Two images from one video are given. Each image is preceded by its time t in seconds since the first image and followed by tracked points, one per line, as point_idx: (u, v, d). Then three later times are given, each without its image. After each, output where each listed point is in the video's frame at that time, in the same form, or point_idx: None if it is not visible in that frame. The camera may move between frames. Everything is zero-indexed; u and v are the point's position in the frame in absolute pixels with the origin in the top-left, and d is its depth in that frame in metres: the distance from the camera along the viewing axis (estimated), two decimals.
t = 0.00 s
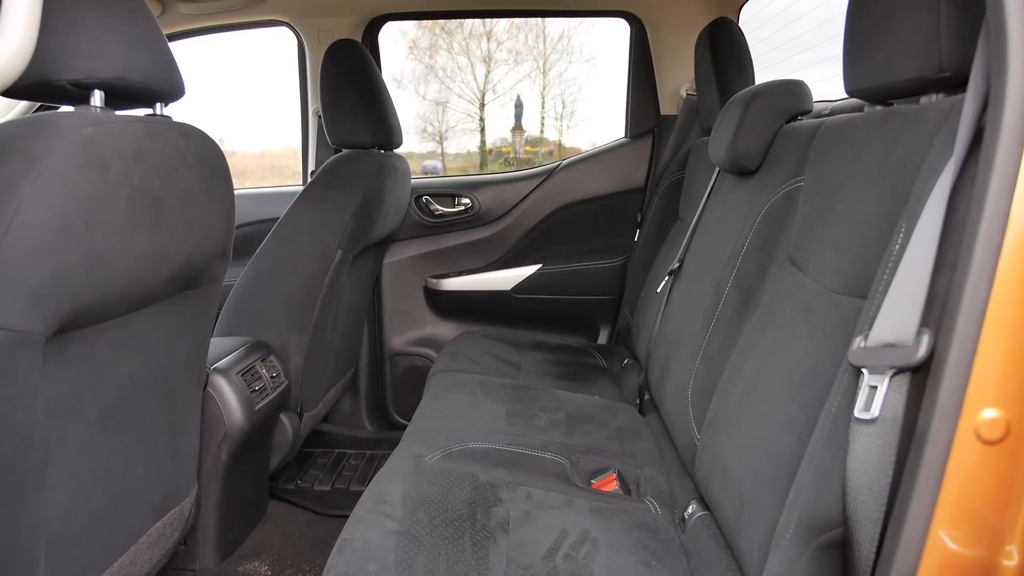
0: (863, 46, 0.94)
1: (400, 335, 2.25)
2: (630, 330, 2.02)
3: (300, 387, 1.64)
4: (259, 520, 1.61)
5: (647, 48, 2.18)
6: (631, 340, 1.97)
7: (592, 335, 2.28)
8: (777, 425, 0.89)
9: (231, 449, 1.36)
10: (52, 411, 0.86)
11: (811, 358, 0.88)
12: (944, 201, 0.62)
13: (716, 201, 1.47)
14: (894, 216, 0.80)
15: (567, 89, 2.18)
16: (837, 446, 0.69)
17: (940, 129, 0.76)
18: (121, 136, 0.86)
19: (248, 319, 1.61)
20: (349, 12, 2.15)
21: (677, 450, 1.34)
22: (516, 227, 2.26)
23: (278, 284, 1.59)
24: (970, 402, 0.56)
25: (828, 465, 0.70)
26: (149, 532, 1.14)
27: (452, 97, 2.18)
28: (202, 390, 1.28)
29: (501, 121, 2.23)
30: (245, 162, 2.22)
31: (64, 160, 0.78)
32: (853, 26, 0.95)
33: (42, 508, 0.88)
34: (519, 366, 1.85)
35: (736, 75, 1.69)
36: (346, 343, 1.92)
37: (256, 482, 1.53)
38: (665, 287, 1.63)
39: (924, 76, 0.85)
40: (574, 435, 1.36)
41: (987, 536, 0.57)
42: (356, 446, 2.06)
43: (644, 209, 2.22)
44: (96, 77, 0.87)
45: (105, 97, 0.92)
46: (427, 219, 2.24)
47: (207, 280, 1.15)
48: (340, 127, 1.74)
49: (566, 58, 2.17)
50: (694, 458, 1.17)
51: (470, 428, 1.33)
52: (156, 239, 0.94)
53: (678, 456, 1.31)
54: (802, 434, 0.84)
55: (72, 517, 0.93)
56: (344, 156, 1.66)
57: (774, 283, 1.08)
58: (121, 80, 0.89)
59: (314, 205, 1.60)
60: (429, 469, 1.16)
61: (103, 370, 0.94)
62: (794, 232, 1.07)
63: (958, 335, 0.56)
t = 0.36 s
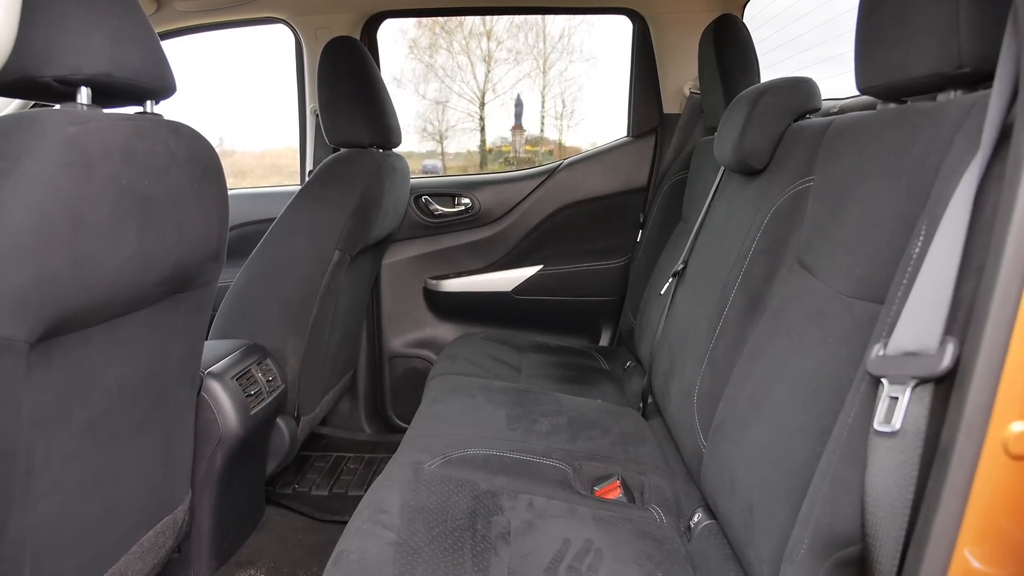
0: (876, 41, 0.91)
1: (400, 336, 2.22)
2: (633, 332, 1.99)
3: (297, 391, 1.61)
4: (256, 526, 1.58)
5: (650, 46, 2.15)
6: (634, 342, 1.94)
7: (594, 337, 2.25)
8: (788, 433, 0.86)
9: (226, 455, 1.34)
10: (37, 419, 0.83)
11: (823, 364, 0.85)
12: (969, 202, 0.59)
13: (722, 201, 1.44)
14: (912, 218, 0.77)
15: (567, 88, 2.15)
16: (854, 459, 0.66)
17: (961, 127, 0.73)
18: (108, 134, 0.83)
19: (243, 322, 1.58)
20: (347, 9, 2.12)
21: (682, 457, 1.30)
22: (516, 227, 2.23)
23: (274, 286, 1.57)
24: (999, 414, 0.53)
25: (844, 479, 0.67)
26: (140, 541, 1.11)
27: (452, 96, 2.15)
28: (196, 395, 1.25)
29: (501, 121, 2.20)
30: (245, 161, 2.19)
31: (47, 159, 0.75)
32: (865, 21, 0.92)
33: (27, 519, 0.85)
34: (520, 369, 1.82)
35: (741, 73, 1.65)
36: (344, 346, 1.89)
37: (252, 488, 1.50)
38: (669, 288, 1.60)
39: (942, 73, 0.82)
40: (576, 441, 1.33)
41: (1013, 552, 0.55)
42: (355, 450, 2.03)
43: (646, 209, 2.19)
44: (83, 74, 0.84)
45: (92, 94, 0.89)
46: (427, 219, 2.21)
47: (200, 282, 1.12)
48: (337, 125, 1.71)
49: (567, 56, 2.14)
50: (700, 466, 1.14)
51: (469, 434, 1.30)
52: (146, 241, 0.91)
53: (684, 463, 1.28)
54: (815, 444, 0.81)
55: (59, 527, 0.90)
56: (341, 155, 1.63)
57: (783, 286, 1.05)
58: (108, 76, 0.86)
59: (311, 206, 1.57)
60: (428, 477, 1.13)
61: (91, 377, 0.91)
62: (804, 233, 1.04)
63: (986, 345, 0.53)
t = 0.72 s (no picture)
0: (891, 37, 0.88)
1: (399, 338, 2.19)
2: (635, 334, 1.96)
3: (294, 394, 1.58)
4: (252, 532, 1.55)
5: (652, 44, 2.12)
6: (637, 344, 1.92)
7: (596, 339, 2.22)
8: (799, 442, 0.84)
9: (221, 462, 1.31)
10: (22, 428, 0.80)
11: (835, 370, 0.82)
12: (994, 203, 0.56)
13: (727, 201, 1.41)
14: (930, 219, 0.74)
15: (567, 87, 2.12)
16: (871, 471, 0.63)
17: (982, 125, 0.70)
18: (95, 133, 0.80)
19: (240, 324, 1.56)
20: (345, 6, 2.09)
21: (687, 463, 1.28)
22: (517, 227, 2.20)
23: (271, 287, 1.54)
24: None
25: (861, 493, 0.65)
26: (132, 550, 1.08)
27: (452, 95, 2.12)
28: (190, 399, 1.22)
29: (501, 120, 2.17)
30: (245, 161, 2.17)
31: (30, 159, 0.73)
32: (879, 16, 0.89)
33: (12, 531, 0.82)
34: (521, 372, 1.79)
35: (746, 71, 1.62)
36: (343, 348, 1.86)
37: (249, 493, 1.47)
38: (673, 290, 1.57)
39: (960, 69, 0.79)
40: (579, 446, 1.30)
41: None
42: (354, 453, 2.01)
43: (649, 209, 2.16)
44: (68, 70, 0.81)
45: (79, 92, 0.86)
46: (426, 219, 2.19)
47: (193, 285, 1.09)
48: (335, 124, 1.68)
49: (567, 56, 2.10)
50: (706, 473, 1.11)
51: (469, 439, 1.27)
52: (136, 243, 0.88)
53: (689, 469, 1.26)
54: (828, 453, 0.78)
55: (45, 538, 0.88)
56: (339, 155, 1.60)
57: (792, 288, 1.03)
58: (96, 73, 0.83)
59: (308, 206, 1.55)
60: (427, 484, 1.10)
61: (79, 383, 0.89)
62: (814, 234, 1.02)
63: (1014, 354, 0.51)
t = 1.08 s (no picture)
0: (906, 31, 0.86)
1: (398, 339, 2.17)
2: (638, 335, 1.93)
3: (291, 397, 1.56)
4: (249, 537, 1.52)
5: (655, 41, 2.10)
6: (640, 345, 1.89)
7: (598, 340, 2.19)
8: (811, 450, 0.81)
9: (216, 467, 1.28)
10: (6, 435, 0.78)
11: (849, 376, 0.79)
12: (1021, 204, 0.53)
13: (733, 201, 1.38)
14: (949, 219, 0.72)
15: (568, 86, 2.09)
16: (890, 483, 0.61)
17: (1004, 122, 0.67)
18: (81, 131, 0.78)
19: (236, 325, 1.53)
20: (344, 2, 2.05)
21: (692, 468, 1.25)
22: (518, 227, 2.17)
23: (267, 288, 1.51)
24: None
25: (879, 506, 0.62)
26: (124, 559, 1.06)
27: (452, 94, 2.10)
28: (184, 404, 1.19)
29: (501, 118, 2.14)
30: (245, 160, 2.14)
31: (13, 157, 0.70)
32: (893, 9, 0.87)
33: None
34: (522, 374, 1.77)
35: (752, 68, 1.59)
36: (341, 349, 1.83)
37: (245, 498, 1.45)
38: (677, 291, 1.54)
39: (979, 64, 0.76)
40: (582, 451, 1.28)
41: None
42: (352, 456, 1.98)
43: (652, 208, 2.13)
44: (55, 65, 0.79)
45: (66, 88, 0.84)
46: (426, 219, 2.16)
47: (187, 287, 1.07)
48: (333, 123, 1.65)
49: (567, 55, 2.07)
50: (713, 479, 1.09)
51: (470, 444, 1.25)
52: (126, 244, 0.85)
53: (694, 475, 1.23)
54: (841, 463, 0.75)
55: (32, 549, 0.85)
56: (337, 153, 1.58)
57: (801, 291, 1.00)
58: (83, 68, 0.81)
59: (306, 205, 1.52)
60: (427, 491, 1.07)
61: (67, 389, 0.86)
62: (824, 235, 0.99)
63: None
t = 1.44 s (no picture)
0: (923, 25, 0.83)
1: (397, 340, 2.14)
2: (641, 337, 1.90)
3: (288, 400, 1.53)
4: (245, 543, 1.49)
5: (658, 38, 2.07)
6: (643, 347, 1.86)
7: (600, 341, 2.17)
8: (824, 460, 0.78)
9: (210, 473, 1.25)
10: None
11: (865, 384, 0.76)
12: None
13: (739, 200, 1.35)
14: (970, 222, 0.69)
15: (568, 85, 2.06)
16: (911, 499, 0.58)
17: None
18: (65, 129, 0.75)
19: (232, 328, 1.50)
20: None
21: (698, 474, 1.22)
22: (519, 227, 2.14)
23: (264, 290, 1.48)
24: None
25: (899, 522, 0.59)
26: (115, 569, 1.03)
27: (452, 93, 2.07)
28: (177, 409, 1.17)
29: (502, 118, 2.12)
30: (245, 159, 2.12)
31: None
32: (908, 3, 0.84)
33: None
34: (524, 376, 1.74)
35: (758, 65, 1.56)
36: (339, 351, 1.80)
37: (240, 504, 1.42)
38: (681, 293, 1.51)
39: (1001, 58, 0.73)
40: (584, 457, 1.25)
41: None
42: (351, 459, 1.95)
43: (655, 208, 2.10)
44: (37, 60, 0.76)
45: (51, 85, 0.81)
46: (426, 219, 2.13)
47: (179, 289, 1.04)
48: (331, 121, 1.62)
49: (568, 53, 2.04)
50: (720, 487, 1.06)
51: (471, 450, 1.22)
52: (114, 247, 0.83)
53: (700, 482, 1.20)
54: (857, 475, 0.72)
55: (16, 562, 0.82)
56: (335, 152, 1.55)
57: (812, 294, 0.97)
58: (68, 64, 0.78)
59: (302, 205, 1.49)
60: (426, 500, 1.04)
61: (53, 396, 0.83)
62: (835, 236, 0.96)
63: None
